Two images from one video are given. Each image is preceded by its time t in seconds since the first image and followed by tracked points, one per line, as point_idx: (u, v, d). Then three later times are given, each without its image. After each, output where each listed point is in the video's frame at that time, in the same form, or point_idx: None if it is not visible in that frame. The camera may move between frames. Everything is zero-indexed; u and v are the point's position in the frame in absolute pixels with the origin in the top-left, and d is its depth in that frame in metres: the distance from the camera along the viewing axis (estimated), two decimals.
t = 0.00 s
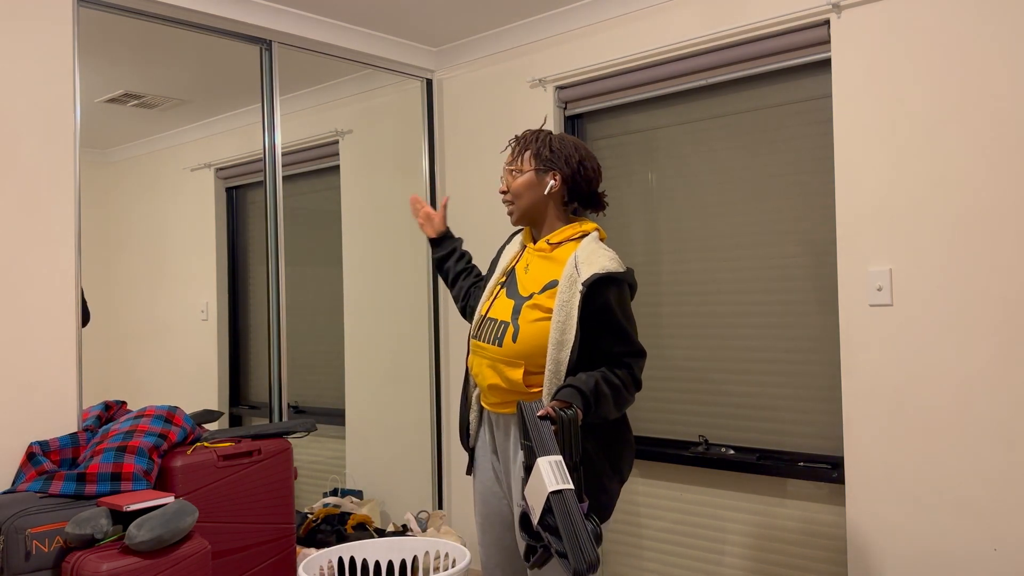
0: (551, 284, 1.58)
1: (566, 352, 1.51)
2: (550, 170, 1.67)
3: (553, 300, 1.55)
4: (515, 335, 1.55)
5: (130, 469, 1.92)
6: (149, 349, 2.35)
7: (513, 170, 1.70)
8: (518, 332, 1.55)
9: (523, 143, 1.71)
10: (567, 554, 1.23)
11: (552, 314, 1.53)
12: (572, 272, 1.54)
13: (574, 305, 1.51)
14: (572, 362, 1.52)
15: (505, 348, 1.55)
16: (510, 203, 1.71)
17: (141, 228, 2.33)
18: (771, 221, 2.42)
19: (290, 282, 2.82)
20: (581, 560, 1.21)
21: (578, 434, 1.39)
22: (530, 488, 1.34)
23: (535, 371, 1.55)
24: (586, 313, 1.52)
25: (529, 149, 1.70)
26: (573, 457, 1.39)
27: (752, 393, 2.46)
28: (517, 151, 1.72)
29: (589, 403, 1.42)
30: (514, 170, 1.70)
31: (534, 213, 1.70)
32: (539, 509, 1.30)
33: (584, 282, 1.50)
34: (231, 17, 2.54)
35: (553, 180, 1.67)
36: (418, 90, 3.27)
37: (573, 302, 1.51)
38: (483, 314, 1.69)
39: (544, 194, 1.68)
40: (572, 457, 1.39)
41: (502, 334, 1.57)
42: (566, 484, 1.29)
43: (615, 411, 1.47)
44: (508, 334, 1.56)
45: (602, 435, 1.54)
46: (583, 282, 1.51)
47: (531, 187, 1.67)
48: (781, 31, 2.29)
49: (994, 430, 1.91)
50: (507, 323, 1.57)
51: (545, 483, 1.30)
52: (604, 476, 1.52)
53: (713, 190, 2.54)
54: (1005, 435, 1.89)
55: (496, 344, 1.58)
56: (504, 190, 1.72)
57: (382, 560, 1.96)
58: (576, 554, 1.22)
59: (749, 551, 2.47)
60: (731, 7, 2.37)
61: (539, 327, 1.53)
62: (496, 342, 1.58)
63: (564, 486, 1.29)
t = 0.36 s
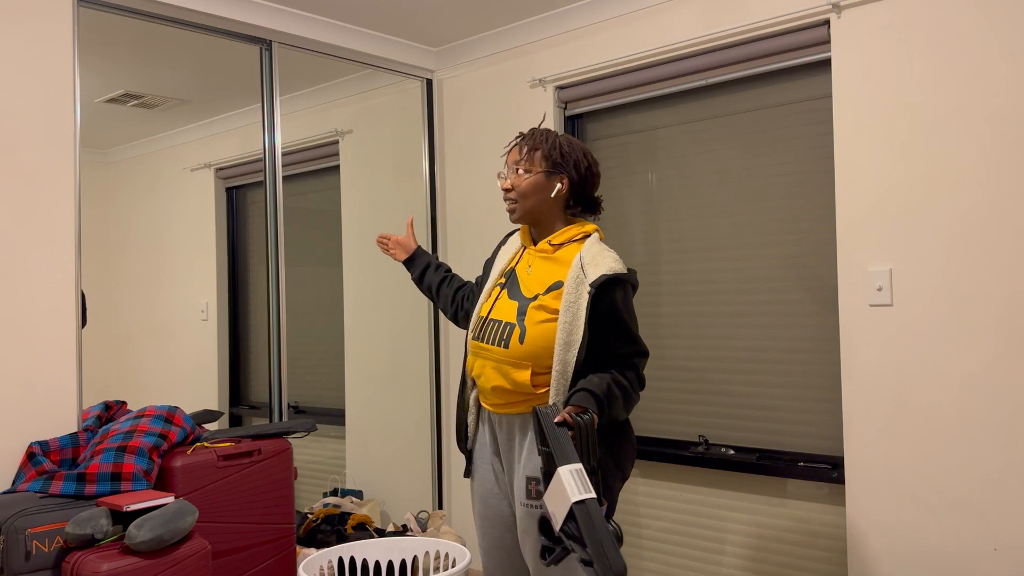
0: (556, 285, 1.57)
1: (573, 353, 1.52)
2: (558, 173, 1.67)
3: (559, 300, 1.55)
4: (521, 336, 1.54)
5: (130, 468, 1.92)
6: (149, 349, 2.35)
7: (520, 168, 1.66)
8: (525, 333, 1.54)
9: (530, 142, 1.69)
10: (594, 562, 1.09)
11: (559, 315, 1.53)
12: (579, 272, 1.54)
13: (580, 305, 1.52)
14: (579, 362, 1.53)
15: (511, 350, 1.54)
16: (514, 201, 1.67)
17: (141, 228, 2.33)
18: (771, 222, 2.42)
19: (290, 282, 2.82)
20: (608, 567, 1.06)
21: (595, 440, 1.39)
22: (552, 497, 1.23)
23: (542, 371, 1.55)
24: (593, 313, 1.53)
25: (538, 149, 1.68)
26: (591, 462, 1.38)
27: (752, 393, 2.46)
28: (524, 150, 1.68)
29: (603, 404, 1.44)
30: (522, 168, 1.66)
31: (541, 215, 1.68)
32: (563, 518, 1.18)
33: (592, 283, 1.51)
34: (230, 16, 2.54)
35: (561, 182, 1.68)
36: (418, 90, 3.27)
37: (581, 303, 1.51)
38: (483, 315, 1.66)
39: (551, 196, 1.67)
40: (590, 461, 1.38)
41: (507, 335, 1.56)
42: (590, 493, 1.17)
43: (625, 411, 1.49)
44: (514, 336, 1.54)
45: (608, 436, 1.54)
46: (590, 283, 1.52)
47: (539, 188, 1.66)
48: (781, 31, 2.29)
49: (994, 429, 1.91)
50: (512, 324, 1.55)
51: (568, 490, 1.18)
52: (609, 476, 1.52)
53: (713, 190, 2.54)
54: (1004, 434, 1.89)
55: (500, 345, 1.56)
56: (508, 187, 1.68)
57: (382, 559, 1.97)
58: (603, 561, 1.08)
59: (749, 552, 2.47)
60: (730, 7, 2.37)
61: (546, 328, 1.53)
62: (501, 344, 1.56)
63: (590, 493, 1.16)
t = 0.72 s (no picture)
0: (558, 282, 1.56)
1: (578, 348, 1.52)
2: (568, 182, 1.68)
3: (561, 297, 1.55)
4: (526, 332, 1.52)
5: (130, 468, 1.92)
6: (149, 349, 2.35)
7: (544, 173, 1.61)
8: (530, 329, 1.52)
9: (548, 146, 1.65)
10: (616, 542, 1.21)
11: (563, 311, 1.53)
12: (581, 268, 1.55)
13: (584, 301, 1.53)
14: (584, 358, 1.53)
15: (516, 346, 1.52)
16: (535, 205, 1.61)
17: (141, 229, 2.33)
18: (771, 221, 2.42)
19: (290, 282, 2.82)
20: (632, 548, 1.19)
21: (606, 425, 1.43)
22: (569, 481, 1.33)
23: (546, 367, 1.53)
24: (597, 307, 1.54)
25: (556, 155, 1.65)
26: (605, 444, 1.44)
27: (752, 393, 2.46)
28: (533, 153, 1.64)
29: (613, 392, 1.46)
30: (546, 173, 1.61)
31: (553, 221, 1.64)
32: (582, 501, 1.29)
33: (595, 278, 1.53)
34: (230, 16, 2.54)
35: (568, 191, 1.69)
36: (418, 90, 3.27)
37: (585, 297, 1.52)
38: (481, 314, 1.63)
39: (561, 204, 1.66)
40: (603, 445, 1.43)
41: (511, 331, 1.54)
42: (607, 476, 1.28)
43: (631, 403, 1.51)
44: (519, 331, 1.53)
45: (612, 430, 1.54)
46: (593, 278, 1.54)
47: (557, 195, 1.64)
48: (781, 31, 2.29)
49: (994, 429, 1.91)
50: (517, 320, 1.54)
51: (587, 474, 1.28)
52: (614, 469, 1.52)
53: (713, 190, 2.54)
54: (1004, 434, 1.89)
55: (504, 342, 1.53)
56: (529, 190, 1.60)
57: (382, 559, 1.97)
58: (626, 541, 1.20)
59: (748, 552, 2.47)
60: (730, 7, 2.37)
61: (551, 324, 1.52)
62: (505, 341, 1.53)
63: (608, 474, 1.28)
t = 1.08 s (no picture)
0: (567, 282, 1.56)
1: (592, 348, 1.53)
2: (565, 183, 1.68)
3: (572, 297, 1.55)
4: (542, 332, 1.51)
5: (130, 468, 1.92)
6: (149, 349, 2.35)
7: (546, 176, 1.61)
8: (545, 328, 1.52)
9: (547, 148, 1.65)
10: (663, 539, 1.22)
11: (575, 311, 1.54)
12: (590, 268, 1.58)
13: (597, 300, 1.55)
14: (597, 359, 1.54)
15: (533, 346, 1.50)
16: (538, 207, 1.60)
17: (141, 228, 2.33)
18: (771, 221, 2.42)
19: (290, 282, 2.82)
20: (680, 544, 1.19)
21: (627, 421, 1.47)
22: (600, 480, 1.34)
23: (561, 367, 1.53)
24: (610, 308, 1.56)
25: (555, 157, 1.65)
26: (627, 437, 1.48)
27: (752, 394, 2.46)
28: (531, 155, 1.63)
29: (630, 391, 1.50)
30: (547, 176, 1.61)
31: (553, 222, 1.65)
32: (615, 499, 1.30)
33: (605, 278, 1.56)
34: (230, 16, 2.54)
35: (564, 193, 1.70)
36: (418, 90, 3.27)
37: (597, 298, 1.55)
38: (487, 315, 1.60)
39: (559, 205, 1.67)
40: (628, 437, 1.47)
41: (526, 332, 1.52)
42: (641, 472, 1.29)
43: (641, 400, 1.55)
44: (535, 331, 1.51)
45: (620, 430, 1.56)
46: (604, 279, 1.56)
47: (557, 196, 1.64)
48: (781, 31, 2.29)
49: (994, 429, 1.91)
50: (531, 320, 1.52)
51: (622, 474, 1.29)
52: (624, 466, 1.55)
53: (713, 190, 2.54)
54: (1004, 434, 1.89)
55: (519, 342, 1.51)
56: (532, 192, 1.60)
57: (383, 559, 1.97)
58: (670, 534, 1.21)
59: (749, 551, 2.47)
60: (730, 7, 2.37)
61: (565, 324, 1.53)
62: (520, 342, 1.51)
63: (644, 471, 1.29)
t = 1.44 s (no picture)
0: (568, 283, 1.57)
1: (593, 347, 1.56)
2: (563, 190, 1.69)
3: (574, 297, 1.57)
4: (550, 332, 1.52)
5: (130, 468, 1.92)
6: (149, 349, 2.35)
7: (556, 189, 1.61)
8: (553, 328, 1.53)
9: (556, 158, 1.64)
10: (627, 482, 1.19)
11: (578, 311, 1.57)
12: (590, 268, 1.61)
13: (599, 298, 1.58)
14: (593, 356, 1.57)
15: (542, 347, 1.52)
16: (544, 219, 1.60)
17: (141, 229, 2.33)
18: (771, 221, 2.42)
19: (290, 282, 2.82)
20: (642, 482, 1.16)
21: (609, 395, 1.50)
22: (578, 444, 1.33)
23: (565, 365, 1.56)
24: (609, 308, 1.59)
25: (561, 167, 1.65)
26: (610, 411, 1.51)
27: (752, 394, 2.46)
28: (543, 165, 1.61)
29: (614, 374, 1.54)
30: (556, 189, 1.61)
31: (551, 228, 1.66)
32: (589, 458, 1.28)
33: (606, 278, 1.59)
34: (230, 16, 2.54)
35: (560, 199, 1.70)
36: (418, 91, 3.27)
37: (598, 297, 1.57)
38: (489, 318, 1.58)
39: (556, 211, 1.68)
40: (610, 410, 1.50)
41: (535, 333, 1.52)
42: (612, 428, 1.29)
43: (630, 386, 1.58)
44: (544, 332, 1.52)
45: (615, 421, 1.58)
46: (603, 279, 1.59)
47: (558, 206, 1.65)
48: (781, 31, 2.29)
49: (993, 428, 1.91)
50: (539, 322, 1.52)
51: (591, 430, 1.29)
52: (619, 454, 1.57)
53: (713, 190, 2.54)
54: (1004, 433, 1.89)
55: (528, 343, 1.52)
56: (541, 204, 1.60)
57: (382, 559, 1.98)
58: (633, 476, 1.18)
59: (749, 551, 2.47)
60: (730, 7, 2.37)
61: (571, 323, 1.55)
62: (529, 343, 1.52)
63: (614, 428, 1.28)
